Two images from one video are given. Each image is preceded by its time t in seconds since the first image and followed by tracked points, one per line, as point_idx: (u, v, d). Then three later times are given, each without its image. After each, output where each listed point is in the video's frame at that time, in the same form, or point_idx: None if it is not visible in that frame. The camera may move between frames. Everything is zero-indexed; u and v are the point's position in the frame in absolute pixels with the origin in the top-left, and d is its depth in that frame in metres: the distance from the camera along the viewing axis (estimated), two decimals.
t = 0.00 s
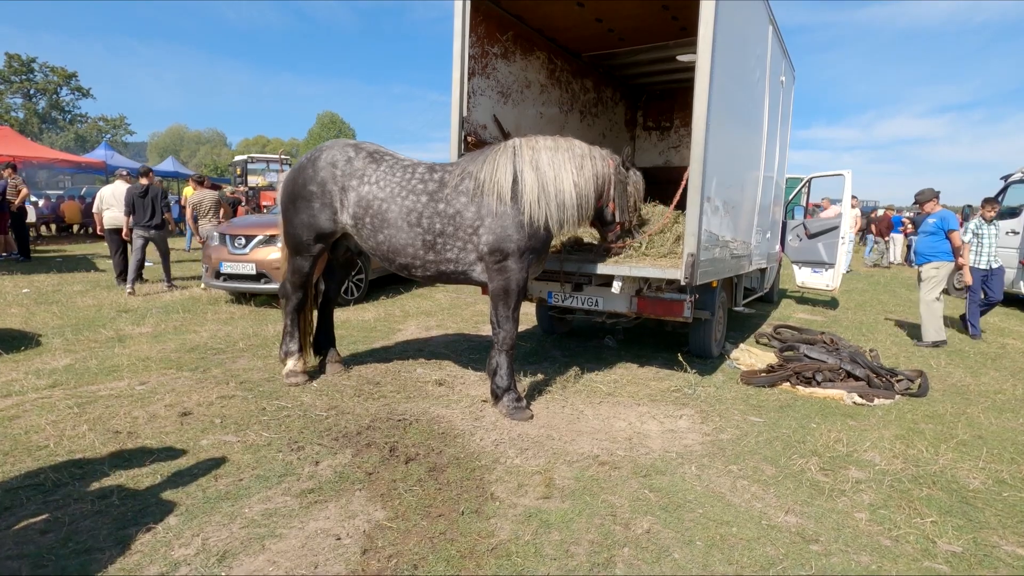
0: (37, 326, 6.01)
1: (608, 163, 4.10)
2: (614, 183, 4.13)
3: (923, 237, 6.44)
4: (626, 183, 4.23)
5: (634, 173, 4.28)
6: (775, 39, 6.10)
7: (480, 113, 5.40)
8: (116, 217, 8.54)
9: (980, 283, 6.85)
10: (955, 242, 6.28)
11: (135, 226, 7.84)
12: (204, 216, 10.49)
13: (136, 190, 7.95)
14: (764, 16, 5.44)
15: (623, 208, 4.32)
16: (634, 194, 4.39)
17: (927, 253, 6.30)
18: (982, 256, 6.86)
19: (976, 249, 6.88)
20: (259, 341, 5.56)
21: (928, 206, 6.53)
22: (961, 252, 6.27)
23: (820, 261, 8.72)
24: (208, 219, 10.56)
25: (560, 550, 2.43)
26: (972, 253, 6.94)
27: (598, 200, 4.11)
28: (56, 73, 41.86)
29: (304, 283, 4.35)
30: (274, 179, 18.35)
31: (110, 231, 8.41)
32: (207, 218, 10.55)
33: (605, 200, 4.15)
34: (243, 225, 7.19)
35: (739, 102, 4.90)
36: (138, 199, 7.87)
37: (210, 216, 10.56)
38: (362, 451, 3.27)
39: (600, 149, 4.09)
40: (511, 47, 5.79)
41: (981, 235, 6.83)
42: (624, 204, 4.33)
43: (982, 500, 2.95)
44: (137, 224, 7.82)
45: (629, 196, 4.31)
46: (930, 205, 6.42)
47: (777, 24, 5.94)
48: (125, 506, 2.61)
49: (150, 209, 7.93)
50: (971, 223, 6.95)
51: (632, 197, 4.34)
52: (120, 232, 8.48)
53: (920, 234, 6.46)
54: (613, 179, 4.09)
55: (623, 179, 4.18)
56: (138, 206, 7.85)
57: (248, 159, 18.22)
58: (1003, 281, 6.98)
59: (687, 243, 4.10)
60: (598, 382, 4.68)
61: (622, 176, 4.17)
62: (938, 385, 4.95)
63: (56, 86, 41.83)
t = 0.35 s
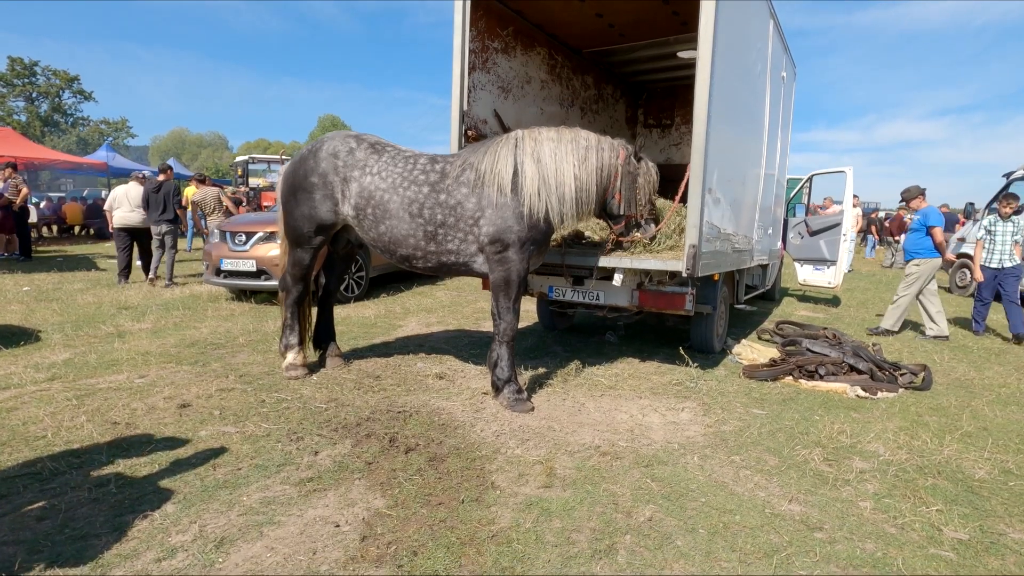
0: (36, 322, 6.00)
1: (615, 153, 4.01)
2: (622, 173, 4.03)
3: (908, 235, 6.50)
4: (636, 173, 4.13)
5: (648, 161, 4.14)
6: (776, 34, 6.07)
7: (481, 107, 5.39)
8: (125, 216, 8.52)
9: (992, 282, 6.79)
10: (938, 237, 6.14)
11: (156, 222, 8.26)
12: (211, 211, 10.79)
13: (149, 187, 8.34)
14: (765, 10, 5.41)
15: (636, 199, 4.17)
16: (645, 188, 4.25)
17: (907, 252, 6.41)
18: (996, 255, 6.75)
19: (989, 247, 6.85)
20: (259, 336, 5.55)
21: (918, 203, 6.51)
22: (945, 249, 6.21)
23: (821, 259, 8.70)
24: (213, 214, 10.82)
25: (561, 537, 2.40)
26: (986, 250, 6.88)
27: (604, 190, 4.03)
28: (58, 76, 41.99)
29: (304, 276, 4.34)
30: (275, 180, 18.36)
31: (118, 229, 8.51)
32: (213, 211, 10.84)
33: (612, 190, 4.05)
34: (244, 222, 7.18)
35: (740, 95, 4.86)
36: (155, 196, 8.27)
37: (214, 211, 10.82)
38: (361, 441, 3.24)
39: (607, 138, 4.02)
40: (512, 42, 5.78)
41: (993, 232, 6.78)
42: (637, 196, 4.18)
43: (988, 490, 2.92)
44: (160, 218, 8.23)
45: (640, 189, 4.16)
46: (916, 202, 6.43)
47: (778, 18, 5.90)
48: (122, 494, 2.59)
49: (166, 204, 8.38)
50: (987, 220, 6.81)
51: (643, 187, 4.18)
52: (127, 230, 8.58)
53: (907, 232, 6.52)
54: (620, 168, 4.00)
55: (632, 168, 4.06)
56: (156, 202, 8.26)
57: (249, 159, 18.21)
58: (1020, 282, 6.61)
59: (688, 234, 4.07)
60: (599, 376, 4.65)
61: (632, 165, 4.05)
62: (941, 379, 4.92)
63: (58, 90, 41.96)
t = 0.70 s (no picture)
0: (36, 317, 5.99)
1: (615, 135, 3.94)
2: (622, 155, 3.94)
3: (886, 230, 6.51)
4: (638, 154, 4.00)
5: (652, 138, 3.99)
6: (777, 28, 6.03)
7: (480, 102, 5.38)
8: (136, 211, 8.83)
9: (1007, 278, 6.56)
10: (915, 234, 6.15)
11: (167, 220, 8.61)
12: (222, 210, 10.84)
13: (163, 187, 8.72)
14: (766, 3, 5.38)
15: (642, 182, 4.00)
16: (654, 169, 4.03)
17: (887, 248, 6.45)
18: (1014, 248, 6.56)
19: (1011, 241, 6.64)
20: (258, 331, 5.53)
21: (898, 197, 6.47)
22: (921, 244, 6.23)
23: (823, 256, 8.66)
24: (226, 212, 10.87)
25: (560, 525, 2.38)
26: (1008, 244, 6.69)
27: (605, 176, 3.95)
28: (60, 78, 42.12)
29: (304, 268, 4.33)
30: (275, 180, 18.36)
31: (130, 223, 8.84)
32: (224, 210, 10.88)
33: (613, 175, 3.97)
34: (244, 218, 7.16)
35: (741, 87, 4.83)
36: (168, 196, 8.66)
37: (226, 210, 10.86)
38: (359, 432, 3.22)
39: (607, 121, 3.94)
40: (512, 37, 5.77)
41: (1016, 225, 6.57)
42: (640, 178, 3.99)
43: (991, 479, 2.89)
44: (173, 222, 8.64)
45: (643, 168, 3.98)
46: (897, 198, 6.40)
47: (778, 12, 5.87)
48: (118, 482, 2.58)
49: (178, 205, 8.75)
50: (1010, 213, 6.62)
51: (647, 165, 3.99)
52: (138, 225, 8.88)
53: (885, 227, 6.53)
54: (620, 152, 3.93)
55: (634, 149, 3.96)
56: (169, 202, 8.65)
57: (249, 159, 18.20)
58: None
59: (688, 226, 4.04)
60: (599, 370, 4.63)
61: (633, 146, 3.95)
62: (944, 373, 4.88)
63: (60, 91, 42.08)
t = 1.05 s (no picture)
0: (33, 315, 5.99)
1: (612, 120, 3.88)
2: (620, 140, 3.87)
3: (875, 222, 6.44)
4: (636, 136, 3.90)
5: (651, 118, 3.88)
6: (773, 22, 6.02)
7: (477, 97, 5.39)
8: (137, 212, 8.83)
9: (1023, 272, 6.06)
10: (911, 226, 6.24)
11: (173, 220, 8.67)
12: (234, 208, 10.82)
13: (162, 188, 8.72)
14: None
15: (642, 165, 3.88)
16: (653, 151, 3.88)
17: (885, 240, 6.37)
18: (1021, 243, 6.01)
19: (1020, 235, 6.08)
20: (255, 327, 5.53)
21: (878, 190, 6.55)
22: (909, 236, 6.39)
23: (821, 251, 8.66)
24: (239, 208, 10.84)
25: (555, 510, 2.37)
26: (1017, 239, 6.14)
27: (603, 162, 3.90)
28: (59, 82, 42.13)
29: (301, 262, 4.34)
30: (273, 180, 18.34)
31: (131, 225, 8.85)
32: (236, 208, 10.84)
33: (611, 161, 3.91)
34: (242, 216, 7.17)
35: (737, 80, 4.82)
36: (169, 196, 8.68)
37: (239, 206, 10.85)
38: (354, 423, 3.22)
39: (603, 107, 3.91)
40: (508, 32, 5.77)
41: None
42: (639, 161, 3.86)
43: (988, 465, 2.88)
44: (181, 221, 8.80)
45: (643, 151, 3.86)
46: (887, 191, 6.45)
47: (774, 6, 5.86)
48: (111, 471, 2.57)
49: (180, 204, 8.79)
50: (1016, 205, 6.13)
51: (645, 147, 3.87)
52: (139, 226, 8.90)
53: (873, 218, 6.48)
54: (616, 137, 3.87)
55: (632, 132, 3.88)
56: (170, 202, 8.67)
57: (248, 159, 18.18)
58: None
59: (684, 218, 4.04)
60: (597, 363, 4.63)
61: (631, 129, 3.87)
62: (942, 364, 4.87)
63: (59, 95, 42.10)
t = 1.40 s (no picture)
0: (36, 313, 6.03)
1: (607, 107, 3.88)
2: (617, 125, 3.84)
3: (870, 217, 6.42)
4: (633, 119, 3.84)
5: (647, 98, 3.82)
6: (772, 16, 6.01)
7: (476, 93, 5.41)
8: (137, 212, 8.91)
9: None
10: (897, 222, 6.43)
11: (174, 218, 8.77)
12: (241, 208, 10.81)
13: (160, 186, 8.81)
14: None
15: (640, 145, 3.79)
16: (651, 132, 3.80)
17: (884, 235, 6.35)
18: None
19: None
20: (256, 324, 5.56)
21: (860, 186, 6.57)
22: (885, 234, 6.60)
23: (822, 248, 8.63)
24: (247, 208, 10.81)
25: (549, 499, 2.38)
26: None
27: (600, 150, 3.90)
28: (64, 84, 42.37)
29: (300, 256, 4.36)
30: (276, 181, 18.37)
31: (132, 224, 8.93)
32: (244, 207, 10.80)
33: (608, 147, 3.89)
34: (243, 214, 7.20)
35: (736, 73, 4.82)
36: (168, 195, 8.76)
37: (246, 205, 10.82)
38: (351, 415, 3.23)
39: (598, 94, 3.92)
40: (507, 29, 5.79)
41: None
42: (637, 142, 3.79)
43: (985, 456, 2.88)
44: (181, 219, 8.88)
45: (639, 133, 3.78)
46: (876, 186, 6.49)
47: None
48: (109, 461, 2.59)
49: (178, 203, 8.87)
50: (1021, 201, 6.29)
51: (642, 127, 3.80)
52: (140, 225, 8.97)
53: (866, 212, 6.43)
54: (612, 123, 3.84)
55: (629, 115, 3.82)
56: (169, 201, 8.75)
57: (250, 160, 18.20)
58: None
59: (681, 211, 4.04)
60: (595, 357, 4.64)
61: (627, 113, 3.82)
62: (942, 358, 4.86)
63: (64, 98, 42.34)
